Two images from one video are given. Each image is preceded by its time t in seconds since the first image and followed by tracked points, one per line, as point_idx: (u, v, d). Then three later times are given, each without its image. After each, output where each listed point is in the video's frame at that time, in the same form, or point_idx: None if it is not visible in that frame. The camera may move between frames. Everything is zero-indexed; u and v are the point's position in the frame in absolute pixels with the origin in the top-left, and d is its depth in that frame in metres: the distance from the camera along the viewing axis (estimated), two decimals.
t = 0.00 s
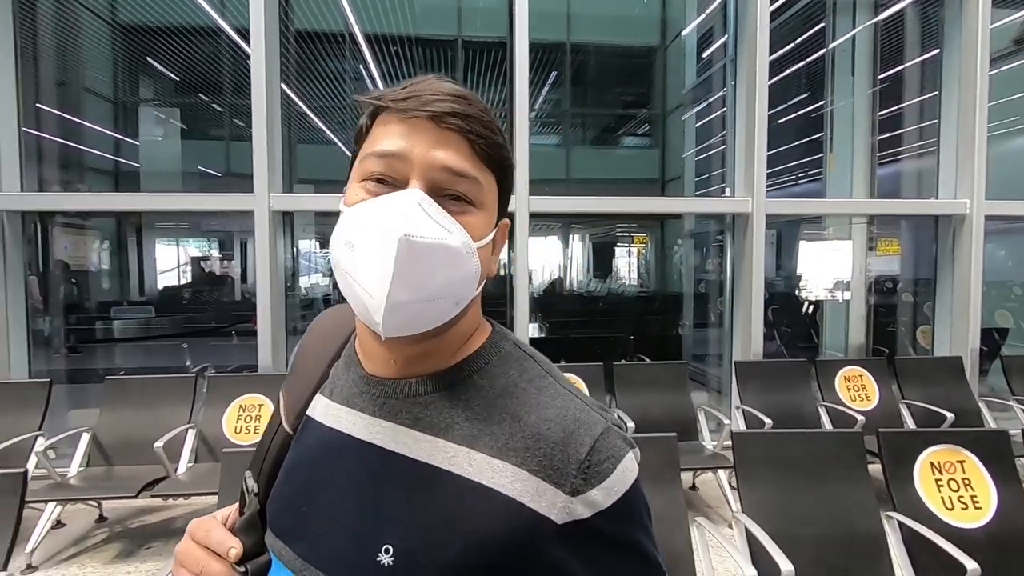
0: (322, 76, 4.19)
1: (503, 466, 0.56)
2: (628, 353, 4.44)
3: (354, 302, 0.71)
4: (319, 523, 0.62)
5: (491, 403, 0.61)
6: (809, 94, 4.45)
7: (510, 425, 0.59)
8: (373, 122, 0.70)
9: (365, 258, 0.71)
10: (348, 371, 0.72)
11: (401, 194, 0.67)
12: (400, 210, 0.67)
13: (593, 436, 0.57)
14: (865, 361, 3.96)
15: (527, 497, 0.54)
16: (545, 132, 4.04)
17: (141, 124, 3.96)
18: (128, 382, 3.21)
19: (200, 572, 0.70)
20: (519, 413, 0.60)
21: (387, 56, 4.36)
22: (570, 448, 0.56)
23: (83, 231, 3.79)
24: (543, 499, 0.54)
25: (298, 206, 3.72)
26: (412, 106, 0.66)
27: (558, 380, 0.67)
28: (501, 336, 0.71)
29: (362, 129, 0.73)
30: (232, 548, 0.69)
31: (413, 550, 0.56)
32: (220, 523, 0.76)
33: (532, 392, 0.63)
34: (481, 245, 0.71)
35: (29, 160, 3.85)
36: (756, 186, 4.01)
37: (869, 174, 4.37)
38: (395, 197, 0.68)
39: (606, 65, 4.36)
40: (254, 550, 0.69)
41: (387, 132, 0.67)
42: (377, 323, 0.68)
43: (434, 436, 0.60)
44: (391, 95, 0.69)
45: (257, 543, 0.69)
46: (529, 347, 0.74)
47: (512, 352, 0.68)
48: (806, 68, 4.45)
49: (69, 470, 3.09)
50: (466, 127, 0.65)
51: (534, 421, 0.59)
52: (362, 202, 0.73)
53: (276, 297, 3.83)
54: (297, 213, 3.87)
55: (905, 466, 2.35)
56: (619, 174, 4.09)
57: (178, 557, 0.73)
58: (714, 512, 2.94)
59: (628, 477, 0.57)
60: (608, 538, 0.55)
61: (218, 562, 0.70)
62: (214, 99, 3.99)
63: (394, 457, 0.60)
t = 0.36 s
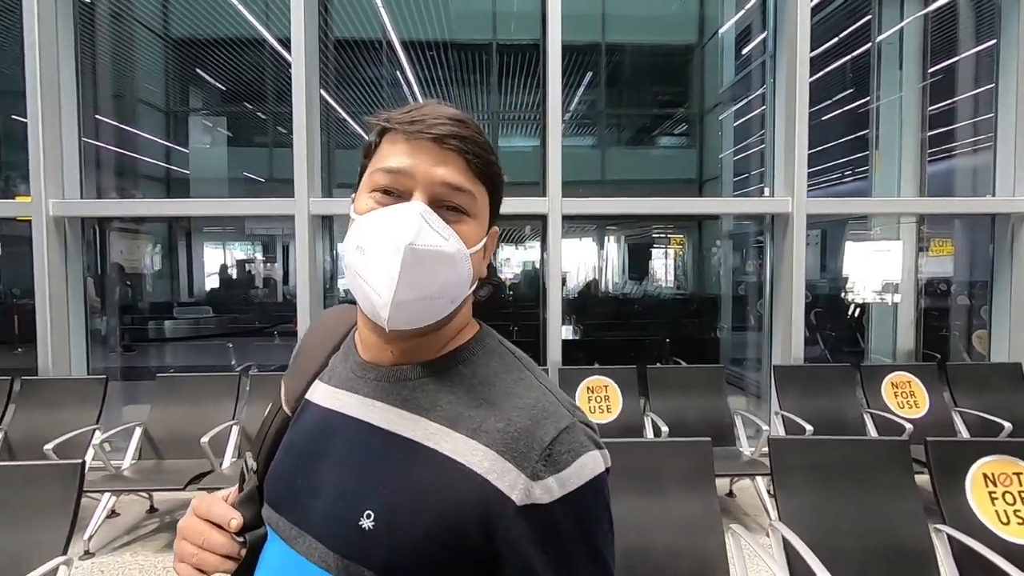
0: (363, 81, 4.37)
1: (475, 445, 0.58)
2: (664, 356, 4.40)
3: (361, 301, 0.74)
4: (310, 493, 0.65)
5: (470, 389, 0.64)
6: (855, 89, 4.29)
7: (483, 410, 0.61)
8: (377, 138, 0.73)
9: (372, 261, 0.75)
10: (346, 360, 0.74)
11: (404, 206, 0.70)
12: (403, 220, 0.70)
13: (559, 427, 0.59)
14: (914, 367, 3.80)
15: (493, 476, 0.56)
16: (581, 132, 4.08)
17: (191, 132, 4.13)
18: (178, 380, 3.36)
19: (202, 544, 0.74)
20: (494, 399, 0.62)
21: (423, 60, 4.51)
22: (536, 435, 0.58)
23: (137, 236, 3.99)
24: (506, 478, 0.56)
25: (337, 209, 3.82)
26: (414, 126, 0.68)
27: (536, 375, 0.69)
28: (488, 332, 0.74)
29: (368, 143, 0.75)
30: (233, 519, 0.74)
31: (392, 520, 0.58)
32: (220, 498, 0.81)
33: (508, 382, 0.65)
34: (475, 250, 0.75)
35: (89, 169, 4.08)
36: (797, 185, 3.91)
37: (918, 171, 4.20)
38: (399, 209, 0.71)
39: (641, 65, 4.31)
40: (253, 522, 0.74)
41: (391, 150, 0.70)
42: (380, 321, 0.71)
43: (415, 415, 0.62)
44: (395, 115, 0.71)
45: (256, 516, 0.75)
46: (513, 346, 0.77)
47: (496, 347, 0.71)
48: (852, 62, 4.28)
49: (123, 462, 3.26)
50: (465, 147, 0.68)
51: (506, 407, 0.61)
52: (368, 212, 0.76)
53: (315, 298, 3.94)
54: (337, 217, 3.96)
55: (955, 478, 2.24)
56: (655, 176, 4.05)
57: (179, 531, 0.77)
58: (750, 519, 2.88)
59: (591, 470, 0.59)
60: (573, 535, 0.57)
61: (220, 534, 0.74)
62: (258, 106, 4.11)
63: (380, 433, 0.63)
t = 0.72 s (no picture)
0: (391, 81, 4.43)
1: (471, 418, 0.59)
2: (694, 354, 4.41)
3: (374, 301, 0.76)
4: (321, 467, 0.67)
5: (469, 366, 0.65)
6: (897, 78, 4.13)
7: (480, 385, 0.62)
8: (392, 143, 0.73)
9: (385, 264, 0.76)
10: (361, 345, 0.77)
11: (417, 215, 0.71)
12: (414, 228, 0.71)
13: (554, 400, 0.60)
14: (959, 366, 3.66)
15: (489, 446, 0.57)
16: (611, 128, 4.07)
17: (228, 133, 4.26)
18: (216, 373, 3.47)
19: (236, 517, 0.79)
20: (491, 375, 0.63)
21: (451, 59, 4.41)
22: (529, 407, 0.59)
23: (179, 234, 4.15)
24: (502, 449, 0.57)
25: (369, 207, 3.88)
26: (426, 138, 0.68)
27: (536, 353, 0.69)
28: (495, 317, 0.75)
29: (384, 146, 0.75)
30: (261, 493, 0.79)
31: (396, 490, 0.60)
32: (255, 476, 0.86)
33: (506, 358, 0.66)
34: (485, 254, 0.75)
35: (133, 170, 4.25)
36: (835, 179, 3.80)
37: (965, 163, 4.02)
38: (412, 216, 0.72)
39: (672, 58, 4.26)
40: (279, 496, 0.78)
41: (404, 158, 0.70)
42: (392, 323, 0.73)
43: (417, 391, 0.64)
44: (409, 122, 0.71)
45: (282, 491, 0.79)
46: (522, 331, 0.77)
47: (499, 329, 0.72)
48: (895, 51, 4.13)
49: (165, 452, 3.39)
50: (476, 160, 0.68)
51: (503, 382, 0.62)
52: (382, 215, 0.77)
53: (348, 295, 4.02)
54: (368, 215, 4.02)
55: (1001, 481, 2.16)
56: (686, 171, 4.00)
57: (220, 506, 0.83)
58: (784, 520, 2.82)
59: (590, 442, 0.59)
60: (576, 509, 0.58)
61: (251, 508, 0.79)
62: (292, 108, 4.21)
63: (384, 408, 0.65)
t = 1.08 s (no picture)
0: (412, 81, 4.48)
1: (508, 414, 0.60)
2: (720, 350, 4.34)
3: (410, 288, 0.77)
4: (365, 462, 0.69)
5: (506, 362, 0.66)
6: (929, 64, 4.01)
7: (517, 381, 0.63)
8: (419, 135, 0.75)
9: (418, 251, 0.76)
10: (402, 345, 0.78)
11: (447, 201, 0.72)
12: (445, 212, 0.72)
13: (589, 394, 0.59)
14: (998, 360, 3.54)
15: (525, 442, 0.58)
16: (633, 122, 4.05)
17: (253, 137, 4.32)
18: (247, 371, 3.55)
19: (288, 511, 0.81)
20: (527, 371, 0.64)
21: (472, 57, 4.55)
22: (565, 402, 0.59)
23: (209, 236, 4.26)
24: (538, 443, 0.57)
25: (392, 207, 3.92)
26: (452, 123, 0.69)
27: (573, 347, 0.69)
28: (529, 311, 0.75)
29: (412, 139, 0.77)
30: (310, 489, 0.81)
31: (437, 486, 0.61)
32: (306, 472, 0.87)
33: (542, 354, 0.66)
34: (515, 238, 0.76)
35: (164, 174, 4.36)
36: (865, 169, 3.70)
37: (1001, 149, 3.89)
38: (442, 203, 0.72)
39: (695, 50, 4.21)
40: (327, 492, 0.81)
41: (433, 146, 0.72)
42: (426, 306, 0.74)
43: (456, 388, 0.65)
44: (435, 112, 0.73)
45: (330, 486, 0.81)
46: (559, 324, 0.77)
47: (533, 324, 0.72)
48: (927, 35, 4.01)
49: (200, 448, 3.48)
50: (502, 140, 0.69)
51: (539, 377, 0.63)
52: (412, 206, 0.78)
53: (373, 293, 4.07)
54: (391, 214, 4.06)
55: None
56: (710, 164, 3.95)
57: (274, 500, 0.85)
58: (815, 517, 2.77)
59: (628, 437, 0.57)
60: (614, 507, 0.56)
61: (301, 502, 0.81)
62: (315, 110, 4.29)
63: (425, 406, 0.66)
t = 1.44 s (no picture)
0: (417, 81, 4.50)
1: (554, 423, 0.62)
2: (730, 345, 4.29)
3: (442, 298, 0.76)
4: (402, 469, 0.70)
5: (546, 370, 0.67)
6: (939, 53, 3.97)
7: (560, 390, 0.64)
8: (445, 139, 0.74)
9: (449, 260, 0.75)
10: (429, 347, 0.79)
11: (479, 208, 0.72)
12: (479, 222, 0.72)
13: (634, 404, 0.61)
14: (1011, 351, 3.51)
15: (574, 452, 0.59)
16: (638, 117, 4.03)
17: (261, 139, 4.37)
18: (259, 371, 3.58)
19: (316, 515, 0.79)
20: (569, 379, 0.65)
21: (476, 55, 4.45)
22: (611, 412, 0.61)
23: (218, 238, 4.30)
24: (587, 454, 0.59)
25: (399, 207, 3.94)
26: (482, 126, 0.69)
27: (610, 354, 0.71)
28: (561, 316, 0.76)
29: (436, 143, 0.76)
30: (341, 492, 0.79)
31: (481, 493, 0.62)
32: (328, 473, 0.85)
33: (582, 363, 0.67)
34: (546, 242, 0.76)
35: (173, 178, 4.41)
36: (873, 161, 3.67)
37: (1012, 138, 3.85)
38: (474, 210, 0.72)
39: (700, 43, 4.19)
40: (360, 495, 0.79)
41: (461, 152, 0.71)
42: (463, 318, 0.73)
43: (497, 396, 0.66)
44: (461, 114, 0.72)
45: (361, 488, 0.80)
46: (587, 327, 0.79)
47: (568, 329, 0.73)
48: (936, 23, 3.96)
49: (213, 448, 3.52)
50: (533, 143, 0.69)
51: (582, 387, 0.64)
52: (441, 212, 0.77)
53: (381, 293, 4.09)
54: (398, 214, 4.08)
55: None
56: (717, 158, 3.92)
57: (297, 503, 0.83)
58: (828, 511, 2.76)
59: (671, 445, 0.60)
60: (658, 513, 0.59)
61: (330, 506, 0.79)
62: (321, 111, 4.31)
63: (465, 414, 0.67)
